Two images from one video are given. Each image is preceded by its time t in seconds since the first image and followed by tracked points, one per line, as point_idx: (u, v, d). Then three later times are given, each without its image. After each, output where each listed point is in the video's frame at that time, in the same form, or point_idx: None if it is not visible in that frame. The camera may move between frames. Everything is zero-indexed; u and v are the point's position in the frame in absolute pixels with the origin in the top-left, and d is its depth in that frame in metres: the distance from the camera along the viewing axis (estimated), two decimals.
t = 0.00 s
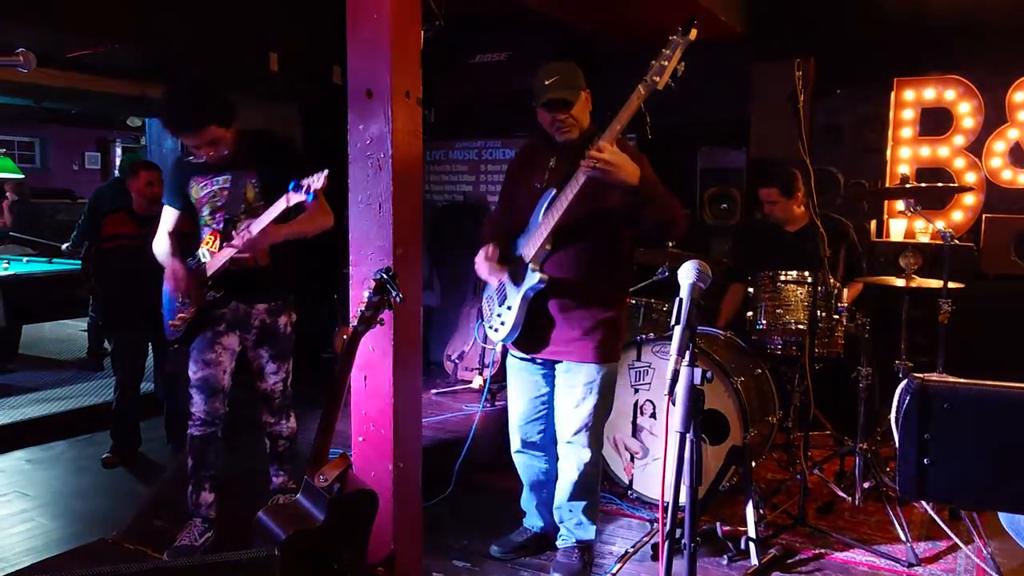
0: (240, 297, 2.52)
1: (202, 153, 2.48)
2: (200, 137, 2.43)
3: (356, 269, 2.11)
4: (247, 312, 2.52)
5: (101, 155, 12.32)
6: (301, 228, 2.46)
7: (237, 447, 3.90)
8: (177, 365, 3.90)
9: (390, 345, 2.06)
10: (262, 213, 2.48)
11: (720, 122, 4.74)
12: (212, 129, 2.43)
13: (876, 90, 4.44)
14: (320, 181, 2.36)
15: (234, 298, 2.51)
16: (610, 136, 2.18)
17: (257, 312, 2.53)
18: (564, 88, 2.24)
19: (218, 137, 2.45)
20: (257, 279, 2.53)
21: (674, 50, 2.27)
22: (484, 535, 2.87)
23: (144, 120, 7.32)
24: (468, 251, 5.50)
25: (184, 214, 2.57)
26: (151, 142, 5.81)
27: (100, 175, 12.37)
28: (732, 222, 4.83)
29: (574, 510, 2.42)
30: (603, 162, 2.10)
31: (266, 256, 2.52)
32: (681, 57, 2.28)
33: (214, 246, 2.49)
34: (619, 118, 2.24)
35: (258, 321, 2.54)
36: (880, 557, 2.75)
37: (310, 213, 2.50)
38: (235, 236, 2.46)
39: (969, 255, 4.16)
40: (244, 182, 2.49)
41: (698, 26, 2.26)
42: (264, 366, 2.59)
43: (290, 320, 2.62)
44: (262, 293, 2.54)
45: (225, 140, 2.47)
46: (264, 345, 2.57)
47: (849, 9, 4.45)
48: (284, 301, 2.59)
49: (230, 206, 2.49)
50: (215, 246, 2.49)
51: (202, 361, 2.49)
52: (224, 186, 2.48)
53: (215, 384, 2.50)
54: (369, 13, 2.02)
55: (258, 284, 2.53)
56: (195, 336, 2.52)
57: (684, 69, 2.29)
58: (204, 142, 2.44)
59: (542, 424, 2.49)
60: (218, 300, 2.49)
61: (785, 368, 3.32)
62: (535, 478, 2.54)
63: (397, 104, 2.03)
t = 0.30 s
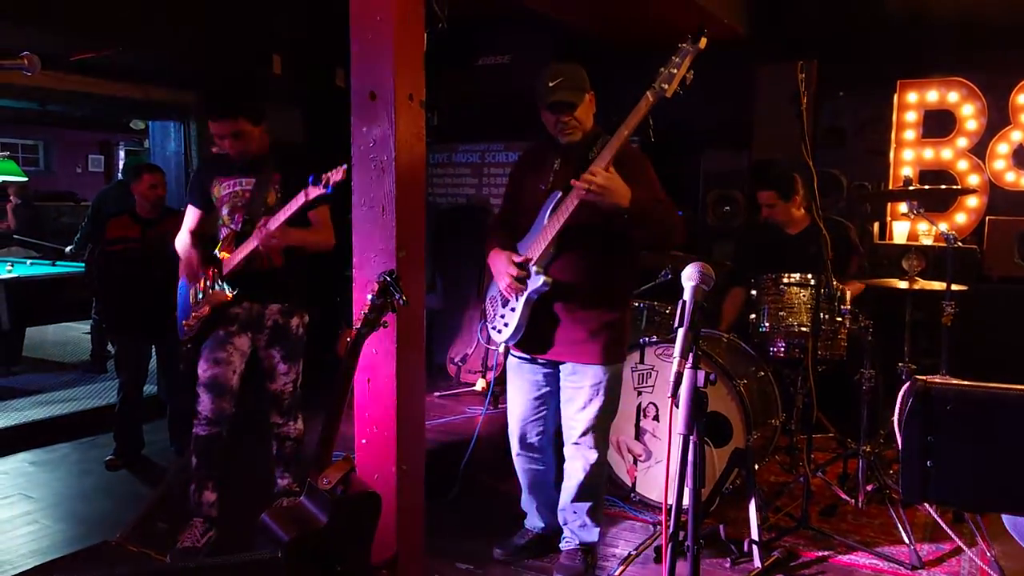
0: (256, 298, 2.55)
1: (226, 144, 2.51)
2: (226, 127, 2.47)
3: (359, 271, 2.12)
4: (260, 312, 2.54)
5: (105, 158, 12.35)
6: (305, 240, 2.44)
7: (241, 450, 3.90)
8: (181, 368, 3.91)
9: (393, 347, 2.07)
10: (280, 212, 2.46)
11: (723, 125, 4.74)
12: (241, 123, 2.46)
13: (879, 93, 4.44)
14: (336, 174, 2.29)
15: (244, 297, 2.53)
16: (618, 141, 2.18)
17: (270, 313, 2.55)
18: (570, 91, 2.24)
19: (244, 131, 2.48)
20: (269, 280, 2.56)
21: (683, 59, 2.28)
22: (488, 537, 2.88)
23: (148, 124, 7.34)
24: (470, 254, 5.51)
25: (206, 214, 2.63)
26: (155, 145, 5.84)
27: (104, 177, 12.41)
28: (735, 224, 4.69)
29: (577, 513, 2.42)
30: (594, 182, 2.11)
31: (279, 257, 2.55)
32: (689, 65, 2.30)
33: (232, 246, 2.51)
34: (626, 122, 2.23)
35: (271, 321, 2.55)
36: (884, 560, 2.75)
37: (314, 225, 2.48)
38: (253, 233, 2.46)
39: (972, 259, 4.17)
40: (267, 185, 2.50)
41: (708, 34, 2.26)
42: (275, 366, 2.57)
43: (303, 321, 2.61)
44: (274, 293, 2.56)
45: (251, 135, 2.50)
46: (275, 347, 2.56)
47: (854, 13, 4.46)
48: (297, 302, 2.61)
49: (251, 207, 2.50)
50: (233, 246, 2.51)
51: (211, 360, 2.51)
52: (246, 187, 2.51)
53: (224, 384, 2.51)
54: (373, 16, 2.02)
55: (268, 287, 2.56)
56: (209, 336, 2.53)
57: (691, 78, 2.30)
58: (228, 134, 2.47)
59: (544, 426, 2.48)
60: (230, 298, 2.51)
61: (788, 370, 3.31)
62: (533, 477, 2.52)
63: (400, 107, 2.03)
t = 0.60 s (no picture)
0: (256, 299, 2.54)
1: (230, 139, 2.51)
2: (231, 122, 2.46)
3: (364, 271, 2.13)
4: (260, 312, 2.55)
5: (107, 158, 12.36)
6: (305, 239, 2.46)
7: (245, 449, 3.92)
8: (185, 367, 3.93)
9: (397, 345, 2.07)
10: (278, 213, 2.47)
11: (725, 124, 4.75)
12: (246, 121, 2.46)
13: (881, 91, 4.45)
14: (331, 172, 2.36)
15: (242, 298, 2.53)
16: (617, 142, 2.20)
17: (269, 314, 2.55)
18: (564, 93, 2.26)
19: (248, 126, 2.48)
20: (268, 282, 2.55)
21: (681, 55, 2.30)
22: (492, 535, 2.89)
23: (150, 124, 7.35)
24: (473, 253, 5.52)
25: (205, 210, 2.61)
26: (158, 145, 5.85)
27: (106, 178, 12.42)
28: (735, 223, 4.75)
29: (580, 511, 2.42)
30: (595, 185, 2.13)
31: (278, 259, 2.55)
32: (687, 64, 2.31)
33: (228, 247, 2.52)
34: (625, 122, 2.25)
35: (270, 321, 2.56)
36: (887, 557, 2.75)
37: (312, 225, 2.50)
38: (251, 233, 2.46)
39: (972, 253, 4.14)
40: (267, 185, 2.51)
41: (706, 31, 2.30)
42: (276, 365, 2.57)
43: (302, 321, 2.63)
44: (275, 294, 2.56)
45: (255, 132, 2.51)
46: (275, 347, 2.57)
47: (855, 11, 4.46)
48: (295, 300, 2.61)
49: (251, 207, 2.51)
50: (230, 247, 2.52)
51: (215, 361, 2.51)
52: (247, 187, 2.52)
53: (228, 384, 2.52)
54: (377, 17, 2.03)
55: (272, 285, 2.56)
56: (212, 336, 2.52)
57: (690, 74, 2.31)
58: (231, 130, 2.47)
59: (548, 425, 2.49)
60: (229, 298, 2.52)
61: (791, 368, 3.31)
62: (537, 476, 2.52)
63: (404, 107, 2.04)
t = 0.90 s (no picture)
0: (249, 300, 2.54)
1: (213, 145, 2.50)
2: (214, 128, 2.45)
3: (365, 270, 2.14)
4: (256, 313, 2.55)
5: (107, 159, 12.36)
6: (298, 239, 2.49)
7: (246, 448, 3.93)
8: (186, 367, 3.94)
9: (397, 345, 2.08)
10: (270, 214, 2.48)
11: (725, 123, 4.76)
12: (228, 125, 2.46)
13: (881, 90, 4.46)
14: (322, 181, 2.36)
15: (239, 299, 2.53)
16: (610, 135, 2.26)
17: (265, 314, 2.56)
18: (547, 95, 2.27)
19: (232, 131, 2.48)
20: (266, 283, 2.55)
21: (669, 46, 2.33)
22: (493, 533, 2.90)
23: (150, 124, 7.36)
24: (473, 252, 5.53)
25: (195, 211, 2.61)
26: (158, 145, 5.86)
27: (107, 178, 12.44)
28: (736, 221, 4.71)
29: (581, 509, 2.44)
30: (594, 180, 2.14)
31: (273, 258, 2.53)
32: (677, 53, 2.36)
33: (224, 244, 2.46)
34: (618, 115, 2.29)
35: (267, 322, 2.56)
36: (886, 555, 2.76)
37: (305, 221, 2.53)
38: (243, 236, 2.45)
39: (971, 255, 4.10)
40: (255, 184, 2.51)
41: (692, 22, 2.37)
42: (274, 367, 2.59)
43: (299, 322, 2.64)
44: (272, 294, 2.57)
45: (239, 135, 2.50)
46: (272, 347, 2.57)
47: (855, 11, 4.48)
48: (292, 300, 2.62)
49: (240, 208, 2.49)
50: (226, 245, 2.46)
51: (210, 362, 2.53)
52: (235, 187, 2.52)
53: (223, 386, 2.53)
54: (378, 18, 2.04)
55: (270, 285, 2.57)
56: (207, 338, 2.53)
57: (679, 64, 2.35)
58: (215, 136, 2.47)
59: (548, 423, 2.50)
60: (224, 300, 2.52)
61: (792, 367, 3.32)
62: (539, 474, 2.53)
63: (405, 107, 2.04)
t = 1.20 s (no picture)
0: (263, 294, 2.55)
1: (234, 143, 2.53)
2: (234, 128, 2.48)
3: (368, 270, 2.16)
4: (268, 308, 2.56)
5: (109, 158, 12.38)
6: (311, 233, 2.47)
7: (249, 446, 3.95)
8: (190, 366, 3.96)
9: (401, 343, 2.09)
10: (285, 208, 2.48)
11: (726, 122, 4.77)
12: (249, 124, 2.48)
13: (882, 88, 4.47)
14: (334, 173, 2.37)
15: (250, 294, 2.54)
16: (606, 136, 2.26)
17: (276, 310, 2.57)
18: (554, 94, 2.28)
19: (252, 129, 2.50)
20: (272, 283, 2.55)
21: (662, 46, 2.33)
22: (496, 531, 2.92)
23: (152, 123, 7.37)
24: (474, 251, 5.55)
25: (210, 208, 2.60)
26: (161, 145, 5.89)
27: (109, 177, 12.45)
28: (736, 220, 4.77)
29: (582, 506, 2.45)
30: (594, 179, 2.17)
31: (286, 254, 2.54)
32: (668, 54, 2.34)
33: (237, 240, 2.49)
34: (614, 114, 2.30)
35: (278, 319, 2.58)
36: (887, 552, 2.77)
37: (311, 220, 2.54)
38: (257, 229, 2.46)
39: (972, 253, 4.24)
40: (272, 181, 2.55)
41: (683, 23, 2.34)
42: (282, 363, 2.61)
43: (309, 319, 2.65)
44: (281, 291, 2.57)
45: (260, 133, 2.53)
46: (281, 342, 2.60)
47: (856, 9, 4.49)
48: (304, 299, 2.62)
49: (257, 203, 2.52)
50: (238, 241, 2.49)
51: (220, 355, 2.55)
52: (252, 183, 2.55)
53: (232, 379, 2.55)
54: (381, 19, 2.05)
55: (276, 282, 2.56)
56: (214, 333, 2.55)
57: (670, 66, 2.34)
58: (234, 133, 2.49)
59: (553, 420, 2.51)
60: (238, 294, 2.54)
61: (793, 365, 3.33)
62: (543, 472, 2.55)
63: (408, 107, 2.05)
